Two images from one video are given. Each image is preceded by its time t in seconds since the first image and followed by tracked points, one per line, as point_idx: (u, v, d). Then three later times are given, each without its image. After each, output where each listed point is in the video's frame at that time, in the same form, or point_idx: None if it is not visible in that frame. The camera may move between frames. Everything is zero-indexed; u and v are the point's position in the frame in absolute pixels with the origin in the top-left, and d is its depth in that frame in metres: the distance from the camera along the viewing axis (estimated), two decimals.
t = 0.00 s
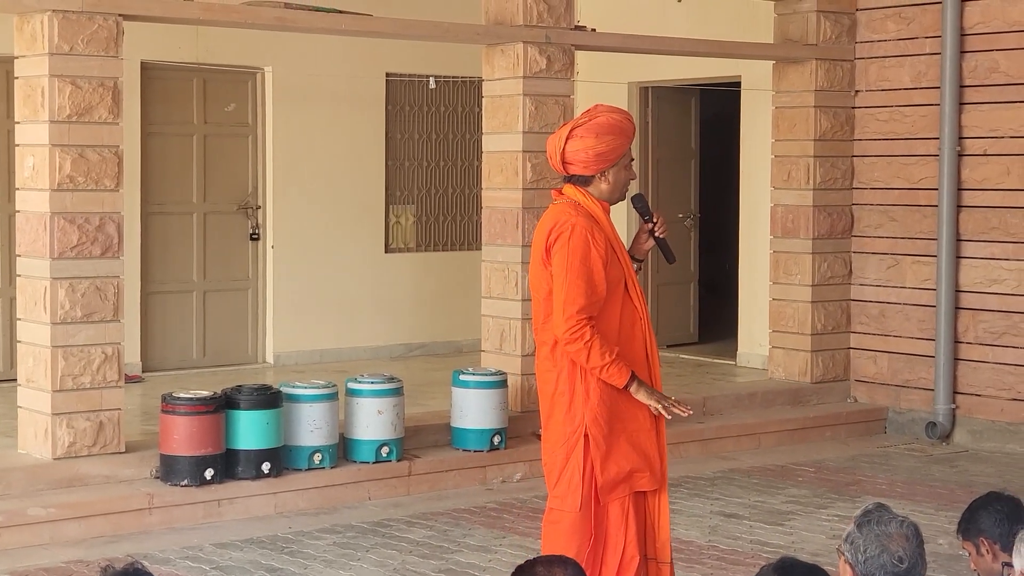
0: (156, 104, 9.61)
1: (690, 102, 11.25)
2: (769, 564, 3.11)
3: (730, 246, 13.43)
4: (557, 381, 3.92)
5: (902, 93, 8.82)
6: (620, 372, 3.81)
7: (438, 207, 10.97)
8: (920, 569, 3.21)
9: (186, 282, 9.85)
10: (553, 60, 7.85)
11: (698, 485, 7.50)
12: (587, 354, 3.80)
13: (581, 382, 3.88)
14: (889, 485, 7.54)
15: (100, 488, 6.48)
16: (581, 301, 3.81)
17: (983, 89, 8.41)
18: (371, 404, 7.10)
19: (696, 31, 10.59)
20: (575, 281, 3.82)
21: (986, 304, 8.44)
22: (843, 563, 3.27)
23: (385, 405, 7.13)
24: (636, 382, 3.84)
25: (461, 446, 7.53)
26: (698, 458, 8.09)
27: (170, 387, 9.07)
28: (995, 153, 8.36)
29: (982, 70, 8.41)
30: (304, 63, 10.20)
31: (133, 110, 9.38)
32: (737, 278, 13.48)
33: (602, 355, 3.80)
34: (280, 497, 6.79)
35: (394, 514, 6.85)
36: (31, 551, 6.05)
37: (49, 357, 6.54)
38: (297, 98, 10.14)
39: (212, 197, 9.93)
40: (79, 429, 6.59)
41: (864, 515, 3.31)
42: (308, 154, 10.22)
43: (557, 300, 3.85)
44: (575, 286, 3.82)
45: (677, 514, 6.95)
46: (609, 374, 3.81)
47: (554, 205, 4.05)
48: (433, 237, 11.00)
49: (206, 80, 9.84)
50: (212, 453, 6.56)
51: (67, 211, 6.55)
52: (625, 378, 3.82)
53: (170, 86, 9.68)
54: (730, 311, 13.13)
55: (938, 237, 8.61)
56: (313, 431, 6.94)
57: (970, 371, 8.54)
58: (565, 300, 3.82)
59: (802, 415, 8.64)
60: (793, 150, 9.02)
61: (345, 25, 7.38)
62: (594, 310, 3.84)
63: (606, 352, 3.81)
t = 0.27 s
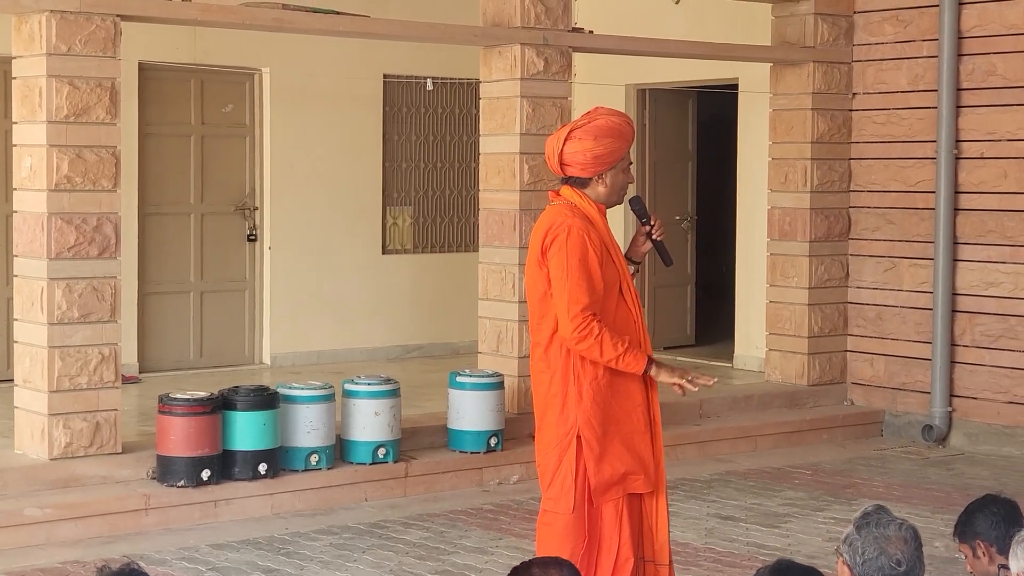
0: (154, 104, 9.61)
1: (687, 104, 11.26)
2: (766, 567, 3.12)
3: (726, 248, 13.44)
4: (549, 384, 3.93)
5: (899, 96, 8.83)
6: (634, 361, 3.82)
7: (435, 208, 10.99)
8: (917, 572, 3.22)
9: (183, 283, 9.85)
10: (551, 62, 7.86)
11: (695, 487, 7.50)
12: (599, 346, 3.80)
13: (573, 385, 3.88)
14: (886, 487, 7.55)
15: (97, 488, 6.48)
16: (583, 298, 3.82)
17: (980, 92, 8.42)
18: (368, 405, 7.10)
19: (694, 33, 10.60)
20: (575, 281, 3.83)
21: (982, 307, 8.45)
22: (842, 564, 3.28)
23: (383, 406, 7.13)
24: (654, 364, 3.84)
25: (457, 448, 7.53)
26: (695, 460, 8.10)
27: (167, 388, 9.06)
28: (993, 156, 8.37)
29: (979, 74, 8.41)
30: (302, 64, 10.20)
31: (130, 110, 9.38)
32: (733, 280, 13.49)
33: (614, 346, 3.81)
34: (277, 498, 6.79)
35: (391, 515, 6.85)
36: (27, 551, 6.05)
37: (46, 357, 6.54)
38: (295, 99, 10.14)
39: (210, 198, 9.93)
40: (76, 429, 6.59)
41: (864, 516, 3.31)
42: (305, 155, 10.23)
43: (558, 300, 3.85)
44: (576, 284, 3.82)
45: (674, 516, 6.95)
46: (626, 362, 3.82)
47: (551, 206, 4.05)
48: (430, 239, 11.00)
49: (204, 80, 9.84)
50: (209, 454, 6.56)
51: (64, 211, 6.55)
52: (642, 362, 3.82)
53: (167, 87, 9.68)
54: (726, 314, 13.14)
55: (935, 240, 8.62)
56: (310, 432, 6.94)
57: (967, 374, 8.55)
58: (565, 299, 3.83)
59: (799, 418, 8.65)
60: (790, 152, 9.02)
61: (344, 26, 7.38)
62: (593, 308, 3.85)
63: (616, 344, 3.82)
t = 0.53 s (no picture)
0: (152, 106, 9.61)
1: (686, 107, 11.25)
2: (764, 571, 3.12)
3: (725, 252, 13.45)
4: (543, 387, 3.93)
5: (897, 100, 8.84)
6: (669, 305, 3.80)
7: (434, 211, 10.99)
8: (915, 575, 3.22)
9: (181, 285, 9.84)
10: (550, 65, 7.87)
11: (692, 490, 7.50)
12: (632, 306, 3.79)
13: (568, 389, 3.88)
14: (883, 491, 7.55)
15: (95, 490, 6.48)
16: (600, 278, 3.83)
17: (978, 96, 8.43)
18: (366, 407, 7.11)
19: (692, 36, 10.61)
20: (581, 270, 3.84)
21: (980, 311, 8.46)
22: (841, 567, 3.28)
23: (380, 409, 7.13)
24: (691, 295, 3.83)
25: (455, 450, 7.52)
26: (692, 463, 8.10)
27: (165, 390, 9.06)
28: (991, 160, 8.38)
29: (978, 78, 8.43)
30: (301, 67, 10.20)
31: (128, 112, 9.38)
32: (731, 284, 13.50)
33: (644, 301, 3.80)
34: (275, 500, 6.79)
35: (388, 518, 6.85)
36: (24, 553, 6.04)
37: (44, 359, 6.53)
38: (293, 102, 10.14)
39: (207, 200, 9.93)
40: (74, 431, 6.58)
41: (862, 520, 3.32)
42: (304, 157, 10.23)
43: (569, 289, 3.86)
44: (587, 269, 3.83)
45: (671, 519, 6.95)
46: (666, 306, 3.79)
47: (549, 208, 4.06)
48: (429, 241, 11.00)
49: (202, 82, 9.84)
50: (207, 456, 6.56)
51: (63, 213, 6.54)
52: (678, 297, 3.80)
53: (165, 89, 9.68)
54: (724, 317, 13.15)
55: (933, 244, 8.62)
56: (307, 435, 6.94)
57: (965, 378, 8.55)
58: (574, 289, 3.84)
59: (796, 421, 8.65)
60: (788, 156, 9.03)
61: (343, 29, 7.38)
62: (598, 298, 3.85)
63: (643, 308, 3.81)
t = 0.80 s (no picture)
0: (150, 109, 9.61)
1: (684, 110, 11.26)
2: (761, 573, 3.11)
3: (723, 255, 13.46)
4: (541, 388, 3.93)
5: (895, 102, 8.85)
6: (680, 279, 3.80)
7: (432, 214, 10.99)
8: None
9: (179, 288, 9.84)
10: (548, 68, 7.87)
11: (691, 493, 7.50)
12: (643, 285, 3.78)
13: (565, 390, 3.88)
14: (881, 494, 7.55)
15: (93, 493, 6.47)
16: (607, 267, 3.83)
17: (976, 99, 8.43)
18: (364, 409, 7.10)
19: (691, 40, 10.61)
20: (583, 263, 3.84)
21: (978, 314, 8.46)
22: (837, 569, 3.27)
23: (378, 411, 7.12)
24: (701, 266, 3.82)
25: (453, 453, 7.52)
26: (691, 466, 8.10)
27: (163, 393, 9.06)
28: (989, 163, 8.38)
29: (975, 81, 8.43)
30: (298, 70, 10.19)
31: (127, 115, 9.38)
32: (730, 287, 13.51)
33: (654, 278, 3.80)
34: (273, 503, 6.79)
35: (386, 520, 6.84)
36: (22, 556, 6.04)
37: (42, 361, 6.53)
38: (291, 105, 10.15)
39: (205, 203, 9.93)
40: (72, 433, 6.58)
41: (858, 522, 3.32)
42: (302, 160, 10.23)
43: (574, 282, 3.85)
44: (591, 260, 3.84)
45: (669, 521, 6.95)
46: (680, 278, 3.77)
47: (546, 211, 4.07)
48: (427, 244, 11.00)
49: (200, 85, 9.84)
50: (205, 459, 6.56)
51: (61, 215, 6.55)
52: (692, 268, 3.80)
53: (163, 92, 9.68)
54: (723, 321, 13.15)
55: (930, 246, 8.63)
56: (305, 437, 6.94)
57: (963, 381, 8.56)
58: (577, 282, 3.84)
59: (794, 423, 8.64)
60: (786, 158, 9.03)
61: (341, 32, 7.39)
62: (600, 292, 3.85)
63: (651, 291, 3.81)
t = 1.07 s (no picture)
0: (147, 110, 9.60)
1: (681, 111, 11.26)
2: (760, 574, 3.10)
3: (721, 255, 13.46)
4: (538, 390, 3.93)
5: (892, 104, 8.85)
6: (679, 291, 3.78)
7: (430, 216, 10.98)
8: None
9: (177, 290, 9.83)
10: (545, 70, 7.87)
11: (689, 495, 7.50)
12: (641, 294, 3.77)
13: (563, 392, 3.88)
14: (880, 495, 7.55)
15: (91, 495, 6.47)
16: (605, 271, 3.83)
17: (974, 100, 8.43)
18: (362, 412, 7.10)
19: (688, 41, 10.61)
20: (581, 264, 3.84)
21: (976, 315, 8.46)
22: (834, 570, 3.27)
23: (376, 414, 7.12)
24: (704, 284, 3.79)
25: (451, 455, 7.51)
26: (689, 468, 8.09)
27: (160, 394, 9.06)
28: (986, 164, 8.38)
29: (973, 82, 8.43)
30: (295, 72, 10.19)
31: (124, 117, 9.37)
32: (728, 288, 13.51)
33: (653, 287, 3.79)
34: (271, 505, 6.79)
35: (384, 523, 6.84)
36: (20, 559, 6.03)
37: (40, 364, 6.52)
38: (288, 107, 10.14)
39: (203, 205, 9.92)
40: (70, 436, 6.58)
41: (856, 524, 3.31)
42: (299, 162, 10.22)
43: (571, 284, 3.85)
44: (588, 263, 3.83)
45: (668, 523, 6.95)
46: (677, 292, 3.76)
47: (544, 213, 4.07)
48: (425, 246, 11.00)
49: (198, 87, 9.83)
50: (203, 461, 6.56)
51: (58, 218, 6.54)
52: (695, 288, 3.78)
53: (160, 93, 9.67)
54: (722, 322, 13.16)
55: (928, 248, 8.63)
56: (303, 440, 6.93)
57: (961, 382, 8.56)
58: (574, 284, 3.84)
59: (792, 425, 8.65)
60: (784, 160, 9.03)
61: (339, 33, 7.38)
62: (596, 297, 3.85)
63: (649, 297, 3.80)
